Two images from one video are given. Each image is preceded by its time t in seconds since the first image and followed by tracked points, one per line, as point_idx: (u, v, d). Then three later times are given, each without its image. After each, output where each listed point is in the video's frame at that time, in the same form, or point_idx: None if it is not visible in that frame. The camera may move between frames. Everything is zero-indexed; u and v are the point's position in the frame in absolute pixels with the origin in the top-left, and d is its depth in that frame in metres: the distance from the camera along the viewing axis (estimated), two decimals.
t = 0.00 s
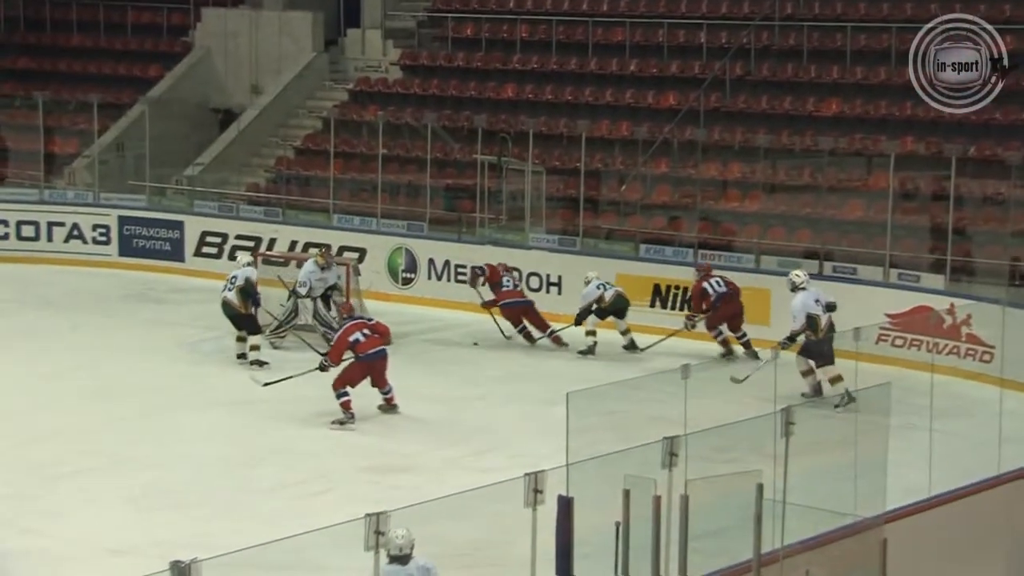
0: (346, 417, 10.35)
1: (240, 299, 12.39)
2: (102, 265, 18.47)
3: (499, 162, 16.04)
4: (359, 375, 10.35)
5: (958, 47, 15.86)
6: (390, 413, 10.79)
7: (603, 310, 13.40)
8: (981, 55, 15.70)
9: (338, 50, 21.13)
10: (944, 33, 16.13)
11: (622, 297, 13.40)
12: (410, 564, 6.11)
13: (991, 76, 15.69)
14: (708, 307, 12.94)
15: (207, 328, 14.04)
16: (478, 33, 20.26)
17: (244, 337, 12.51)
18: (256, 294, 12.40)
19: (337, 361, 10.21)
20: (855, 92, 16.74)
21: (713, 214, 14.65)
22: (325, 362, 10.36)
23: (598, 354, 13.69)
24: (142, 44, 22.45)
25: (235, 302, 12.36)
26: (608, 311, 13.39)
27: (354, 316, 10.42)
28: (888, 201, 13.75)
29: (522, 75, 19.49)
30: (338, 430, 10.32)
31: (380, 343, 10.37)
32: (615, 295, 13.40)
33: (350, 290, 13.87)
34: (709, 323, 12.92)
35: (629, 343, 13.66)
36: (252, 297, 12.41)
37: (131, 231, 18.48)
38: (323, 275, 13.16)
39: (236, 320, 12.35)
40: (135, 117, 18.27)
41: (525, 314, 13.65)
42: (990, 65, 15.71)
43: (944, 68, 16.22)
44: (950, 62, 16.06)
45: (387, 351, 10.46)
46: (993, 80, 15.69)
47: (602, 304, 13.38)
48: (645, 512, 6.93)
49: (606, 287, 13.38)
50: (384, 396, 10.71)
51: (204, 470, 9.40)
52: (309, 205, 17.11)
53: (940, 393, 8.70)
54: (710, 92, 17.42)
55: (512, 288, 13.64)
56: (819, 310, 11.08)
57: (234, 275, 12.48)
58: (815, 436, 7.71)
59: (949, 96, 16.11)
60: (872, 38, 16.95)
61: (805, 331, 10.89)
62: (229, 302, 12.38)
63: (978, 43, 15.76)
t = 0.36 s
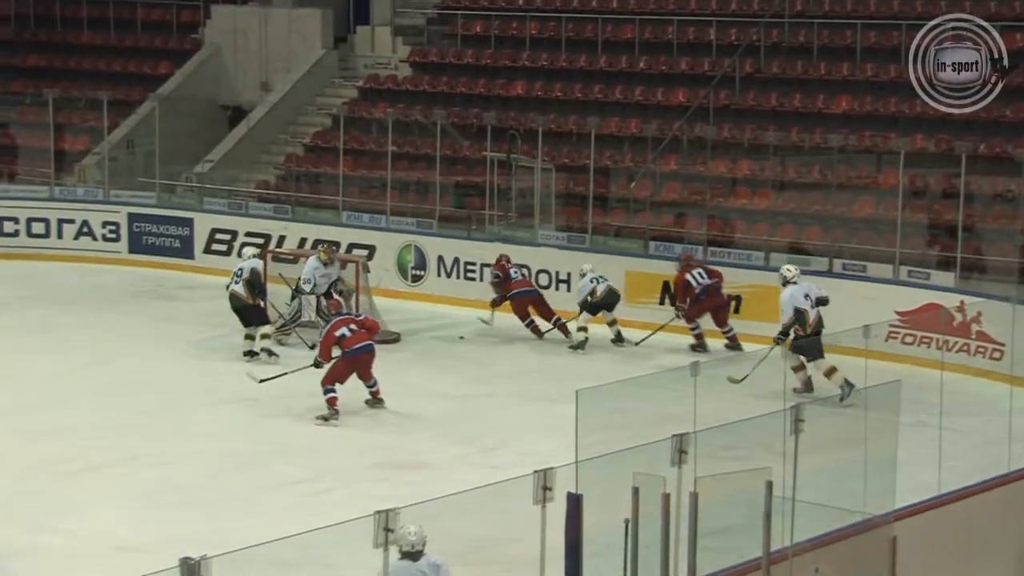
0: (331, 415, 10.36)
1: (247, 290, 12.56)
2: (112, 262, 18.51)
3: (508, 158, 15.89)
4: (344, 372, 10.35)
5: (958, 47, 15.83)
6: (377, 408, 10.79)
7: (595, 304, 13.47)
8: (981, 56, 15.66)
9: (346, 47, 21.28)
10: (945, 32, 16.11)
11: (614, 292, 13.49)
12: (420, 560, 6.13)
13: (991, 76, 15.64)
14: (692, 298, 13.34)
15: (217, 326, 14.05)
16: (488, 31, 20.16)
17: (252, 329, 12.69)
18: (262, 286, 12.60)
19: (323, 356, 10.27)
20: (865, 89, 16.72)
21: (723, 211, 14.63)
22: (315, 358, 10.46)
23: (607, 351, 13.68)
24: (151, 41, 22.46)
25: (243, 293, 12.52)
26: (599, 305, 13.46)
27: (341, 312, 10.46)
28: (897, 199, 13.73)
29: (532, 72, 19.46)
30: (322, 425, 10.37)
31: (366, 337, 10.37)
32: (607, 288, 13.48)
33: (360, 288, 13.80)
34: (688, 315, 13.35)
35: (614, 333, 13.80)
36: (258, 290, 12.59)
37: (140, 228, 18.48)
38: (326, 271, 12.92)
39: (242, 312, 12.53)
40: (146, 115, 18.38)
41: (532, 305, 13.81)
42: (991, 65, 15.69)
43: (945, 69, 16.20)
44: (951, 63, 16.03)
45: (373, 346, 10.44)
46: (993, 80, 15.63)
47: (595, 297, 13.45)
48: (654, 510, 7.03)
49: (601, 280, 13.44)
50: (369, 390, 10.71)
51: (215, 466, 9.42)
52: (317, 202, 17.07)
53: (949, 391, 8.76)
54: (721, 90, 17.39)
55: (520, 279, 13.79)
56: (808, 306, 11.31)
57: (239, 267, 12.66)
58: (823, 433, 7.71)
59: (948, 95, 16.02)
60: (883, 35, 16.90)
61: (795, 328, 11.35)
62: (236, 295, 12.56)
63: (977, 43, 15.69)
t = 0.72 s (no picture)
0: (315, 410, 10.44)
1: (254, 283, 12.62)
2: (126, 261, 18.54)
3: (520, 158, 15.90)
4: (330, 367, 10.44)
5: (958, 47, 15.95)
6: (360, 404, 10.91)
7: (585, 298, 13.65)
8: (980, 56, 15.69)
9: (359, 45, 21.26)
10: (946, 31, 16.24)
11: (604, 286, 13.63)
12: (436, 559, 6.16)
13: (990, 76, 15.68)
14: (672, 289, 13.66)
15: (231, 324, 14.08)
16: (501, 29, 20.12)
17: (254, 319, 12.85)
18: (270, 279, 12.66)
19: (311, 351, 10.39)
20: (878, 88, 16.69)
21: (734, 210, 14.62)
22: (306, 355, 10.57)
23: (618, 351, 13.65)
24: (165, 40, 22.50)
25: (251, 286, 12.60)
26: (589, 299, 13.63)
27: (327, 307, 10.54)
28: (910, 198, 13.69)
29: (544, 71, 19.44)
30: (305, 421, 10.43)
31: (353, 332, 10.45)
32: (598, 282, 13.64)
33: (372, 286, 13.81)
34: (669, 306, 13.67)
35: (607, 326, 13.96)
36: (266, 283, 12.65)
37: (153, 226, 18.46)
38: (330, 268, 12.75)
39: (249, 304, 12.64)
40: (158, 113, 18.51)
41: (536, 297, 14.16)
42: (991, 65, 15.71)
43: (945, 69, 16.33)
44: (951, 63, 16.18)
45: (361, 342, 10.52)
46: (993, 80, 15.67)
47: (584, 291, 13.63)
48: (665, 508, 7.05)
49: (593, 272, 13.66)
50: (355, 385, 10.81)
51: (225, 465, 9.44)
52: (330, 202, 17.09)
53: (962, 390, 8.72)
54: (733, 89, 17.36)
55: (528, 272, 14.09)
56: (796, 303, 11.55)
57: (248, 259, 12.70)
58: (836, 431, 7.70)
59: (948, 95, 16.07)
60: (895, 34, 16.89)
61: (783, 324, 11.63)
62: (243, 287, 12.62)
63: (977, 43, 15.72)
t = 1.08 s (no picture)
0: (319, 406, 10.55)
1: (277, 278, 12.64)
2: (155, 260, 18.66)
3: (548, 157, 15.80)
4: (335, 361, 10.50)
5: (958, 48, 15.95)
6: (362, 401, 11.01)
7: (594, 295, 14.00)
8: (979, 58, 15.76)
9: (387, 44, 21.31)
10: (946, 32, 16.23)
11: (613, 283, 13.96)
12: (466, 566, 5.98)
13: (990, 76, 15.70)
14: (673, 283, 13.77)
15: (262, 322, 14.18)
16: (528, 29, 20.09)
17: (274, 317, 12.83)
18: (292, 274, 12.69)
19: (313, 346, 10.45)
20: (905, 88, 16.65)
21: (758, 209, 14.71)
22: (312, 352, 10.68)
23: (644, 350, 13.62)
24: (194, 39, 22.63)
25: (273, 281, 12.61)
26: (598, 296, 13.99)
27: (332, 304, 10.64)
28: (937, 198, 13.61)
29: (571, 70, 19.43)
30: (306, 416, 10.53)
31: (357, 327, 10.52)
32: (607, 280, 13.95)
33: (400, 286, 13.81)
34: (668, 300, 13.78)
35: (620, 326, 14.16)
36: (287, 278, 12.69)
37: (180, 225, 18.56)
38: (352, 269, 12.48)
39: (272, 300, 12.63)
40: (187, 113, 18.60)
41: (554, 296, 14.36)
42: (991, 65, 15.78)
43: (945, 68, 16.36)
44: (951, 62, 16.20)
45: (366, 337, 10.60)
46: (993, 80, 15.69)
47: (593, 288, 13.98)
48: (695, 509, 6.99)
49: (603, 271, 13.99)
50: (359, 381, 10.92)
51: (250, 463, 9.45)
52: (357, 201, 17.17)
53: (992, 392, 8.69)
54: (760, 88, 17.33)
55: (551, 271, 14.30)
56: (804, 303, 11.61)
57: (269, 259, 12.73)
58: (863, 433, 7.66)
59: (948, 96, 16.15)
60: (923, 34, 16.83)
61: (793, 325, 11.66)
62: (266, 283, 12.61)
63: (975, 45, 15.80)
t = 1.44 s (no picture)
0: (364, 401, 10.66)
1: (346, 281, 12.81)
2: (231, 260, 18.79)
3: (620, 157, 15.89)
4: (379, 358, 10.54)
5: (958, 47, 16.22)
6: (410, 398, 11.08)
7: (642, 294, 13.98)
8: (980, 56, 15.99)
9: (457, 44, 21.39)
10: (946, 32, 16.60)
11: (660, 282, 13.89)
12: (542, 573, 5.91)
13: (990, 76, 15.89)
14: (709, 277, 13.95)
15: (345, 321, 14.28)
16: (600, 29, 20.22)
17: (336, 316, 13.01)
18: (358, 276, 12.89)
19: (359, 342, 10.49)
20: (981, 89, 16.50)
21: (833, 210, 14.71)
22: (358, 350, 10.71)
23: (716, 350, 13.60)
24: (267, 40, 22.89)
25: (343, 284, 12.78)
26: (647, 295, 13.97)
27: (377, 301, 10.69)
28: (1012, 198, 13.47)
29: (641, 70, 19.39)
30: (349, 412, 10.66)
31: (402, 323, 10.55)
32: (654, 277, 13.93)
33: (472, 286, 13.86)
34: (705, 295, 13.85)
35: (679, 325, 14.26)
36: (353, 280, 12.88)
37: (254, 225, 18.69)
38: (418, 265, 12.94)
39: (342, 303, 12.82)
40: (260, 113, 19.27)
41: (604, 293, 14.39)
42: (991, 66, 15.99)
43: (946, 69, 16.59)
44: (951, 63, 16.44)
45: (411, 333, 10.63)
46: (993, 80, 15.88)
47: (641, 287, 13.95)
48: (766, 511, 6.79)
49: (649, 270, 13.98)
50: (406, 377, 11.02)
51: (317, 461, 9.48)
52: (429, 202, 17.47)
53: None
54: (832, 88, 17.28)
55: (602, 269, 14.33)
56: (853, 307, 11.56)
57: (332, 260, 12.82)
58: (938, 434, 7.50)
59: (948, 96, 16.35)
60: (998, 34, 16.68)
61: (842, 330, 11.58)
62: (335, 287, 12.78)
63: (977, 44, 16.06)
